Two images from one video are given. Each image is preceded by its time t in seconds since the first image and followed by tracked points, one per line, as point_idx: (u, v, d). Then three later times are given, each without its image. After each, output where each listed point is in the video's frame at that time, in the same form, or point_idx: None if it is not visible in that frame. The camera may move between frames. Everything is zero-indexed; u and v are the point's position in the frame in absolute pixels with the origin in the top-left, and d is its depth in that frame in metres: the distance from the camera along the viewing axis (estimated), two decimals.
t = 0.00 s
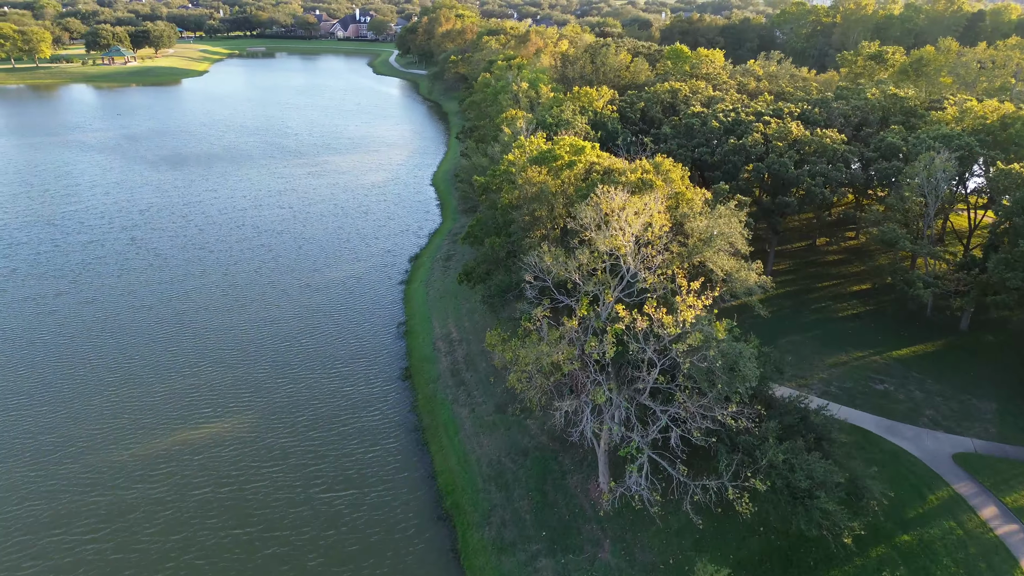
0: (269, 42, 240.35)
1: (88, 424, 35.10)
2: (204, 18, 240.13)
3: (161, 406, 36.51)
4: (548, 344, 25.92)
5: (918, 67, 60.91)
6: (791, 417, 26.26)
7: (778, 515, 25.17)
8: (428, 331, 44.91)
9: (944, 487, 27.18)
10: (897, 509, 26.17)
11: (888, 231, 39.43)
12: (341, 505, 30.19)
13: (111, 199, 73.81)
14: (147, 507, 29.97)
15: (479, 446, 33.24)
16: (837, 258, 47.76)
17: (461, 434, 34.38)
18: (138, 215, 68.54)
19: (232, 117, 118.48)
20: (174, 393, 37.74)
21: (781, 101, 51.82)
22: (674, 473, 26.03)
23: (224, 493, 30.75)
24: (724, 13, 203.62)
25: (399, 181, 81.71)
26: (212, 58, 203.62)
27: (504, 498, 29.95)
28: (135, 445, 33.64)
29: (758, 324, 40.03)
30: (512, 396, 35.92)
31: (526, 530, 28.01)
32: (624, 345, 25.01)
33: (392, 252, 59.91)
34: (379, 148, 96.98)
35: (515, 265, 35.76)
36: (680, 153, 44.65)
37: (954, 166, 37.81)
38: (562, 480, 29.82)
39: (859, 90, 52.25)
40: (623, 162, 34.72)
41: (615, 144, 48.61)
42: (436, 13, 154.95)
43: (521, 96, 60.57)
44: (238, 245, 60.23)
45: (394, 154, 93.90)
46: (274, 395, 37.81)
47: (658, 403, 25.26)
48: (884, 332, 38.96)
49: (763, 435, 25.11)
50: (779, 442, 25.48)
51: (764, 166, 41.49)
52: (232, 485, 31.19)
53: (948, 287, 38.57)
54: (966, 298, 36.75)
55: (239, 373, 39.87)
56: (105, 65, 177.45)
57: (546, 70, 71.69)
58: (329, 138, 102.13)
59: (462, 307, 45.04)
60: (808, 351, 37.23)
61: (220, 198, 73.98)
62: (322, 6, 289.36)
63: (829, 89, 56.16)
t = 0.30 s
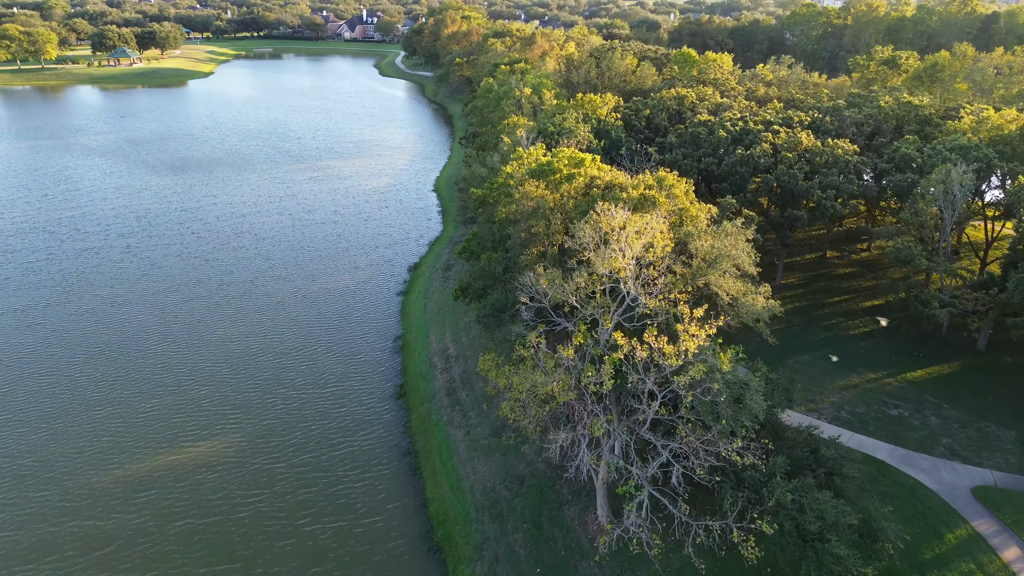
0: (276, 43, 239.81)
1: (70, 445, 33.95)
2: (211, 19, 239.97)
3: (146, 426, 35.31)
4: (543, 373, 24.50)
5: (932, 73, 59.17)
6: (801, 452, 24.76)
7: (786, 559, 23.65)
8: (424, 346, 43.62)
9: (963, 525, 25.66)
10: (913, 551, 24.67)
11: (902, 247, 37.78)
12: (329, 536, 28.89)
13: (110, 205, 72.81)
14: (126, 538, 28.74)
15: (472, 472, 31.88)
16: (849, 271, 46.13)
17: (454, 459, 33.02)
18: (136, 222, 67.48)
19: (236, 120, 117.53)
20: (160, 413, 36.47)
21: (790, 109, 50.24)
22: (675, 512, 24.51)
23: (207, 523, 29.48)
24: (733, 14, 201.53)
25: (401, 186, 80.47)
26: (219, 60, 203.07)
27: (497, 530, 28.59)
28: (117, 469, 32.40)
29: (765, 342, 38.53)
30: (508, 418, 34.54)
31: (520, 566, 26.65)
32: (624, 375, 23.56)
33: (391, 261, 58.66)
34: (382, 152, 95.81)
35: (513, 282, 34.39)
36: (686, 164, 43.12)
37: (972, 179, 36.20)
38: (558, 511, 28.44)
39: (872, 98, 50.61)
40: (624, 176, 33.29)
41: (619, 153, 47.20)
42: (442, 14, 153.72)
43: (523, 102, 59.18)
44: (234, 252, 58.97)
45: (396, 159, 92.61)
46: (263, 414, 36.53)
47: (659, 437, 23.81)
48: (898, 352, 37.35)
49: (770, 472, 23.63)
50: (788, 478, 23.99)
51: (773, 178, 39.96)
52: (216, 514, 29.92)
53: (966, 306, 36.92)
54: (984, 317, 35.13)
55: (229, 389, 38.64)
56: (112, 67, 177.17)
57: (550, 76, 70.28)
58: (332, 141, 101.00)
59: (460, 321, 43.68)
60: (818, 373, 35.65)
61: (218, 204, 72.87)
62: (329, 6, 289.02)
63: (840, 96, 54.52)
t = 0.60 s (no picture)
0: (277, 43, 238.71)
1: (46, 471, 32.60)
2: (213, 19, 239.20)
3: (127, 450, 33.95)
4: (537, 405, 23.04)
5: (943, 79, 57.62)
6: (812, 490, 23.24)
7: None
8: (418, 362, 42.21)
9: (983, 566, 24.18)
10: None
11: (916, 264, 36.19)
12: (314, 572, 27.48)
13: (103, 212, 71.51)
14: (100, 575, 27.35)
15: (465, 501, 30.46)
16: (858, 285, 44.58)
17: (447, 486, 31.60)
18: (128, 229, 66.12)
19: (234, 123, 116.16)
20: (141, 436, 35.03)
21: (797, 116, 48.75)
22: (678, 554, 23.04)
23: (186, 557, 28.08)
24: (737, 15, 199.91)
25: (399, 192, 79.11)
26: (219, 61, 201.96)
27: (490, 566, 27.16)
28: (94, 498, 31.02)
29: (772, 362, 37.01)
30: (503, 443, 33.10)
31: None
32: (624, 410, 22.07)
33: (387, 271, 57.28)
34: (381, 156, 94.48)
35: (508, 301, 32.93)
36: (690, 175, 41.56)
37: (988, 193, 34.65)
38: (555, 546, 26.99)
39: (881, 105, 49.11)
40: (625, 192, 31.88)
41: (620, 163, 45.76)
42: (443, 16, 152.42)
43: (523, 108, 57.77)
44: (227, 260, 57.54)
45: (395, 163, 91.19)
46: (248, 437, 35.11)
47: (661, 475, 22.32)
48: (911, 373, 35.83)
49: (780, 512, 22.18)
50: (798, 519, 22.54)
51: (780, 190, 38.44)
52: (195, 547, 28.52)
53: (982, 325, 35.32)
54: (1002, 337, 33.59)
55: (214, 409, 37.25)
56: (111, 68, 176.01)
57: (551, 80, 68.88)
58: (330, 145, 99.67)
59: (456, 336, 42.25)
60: (828, 396, 34.08)
61: (212, 210, 71.54)
62: (331, 7, 287.94)
63: (848, 103, 53.04)
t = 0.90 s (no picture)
0: (277, 44, 237.54)
1: (24, 497, 31.25)
2: (212, 20, 237.85)
3: (109, 474, 32.61)
4: (536, 439, 21.61)
5: (954, 83, 56.13)
6: (830, 530, 21.76)
7: None
8: (414, 378, 40.80)
9: None
10: None
11: (932, 280, 34.66)
12: None
13: (95, 217, 70.01)
14: None
15: (460, 531, 29.08)
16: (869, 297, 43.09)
17: (442, 514, 30.18)
18: (119, 234, 64.57)
19: (231, 126, 114.73)
20: (124, 459, 33.63)
21: (805, 123, 47.34)
22: None
23: None
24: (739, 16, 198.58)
25: (397, 197, 77.69)
26: (219, 62, 200.72)
27: None
28: (73, 527, 29.68)
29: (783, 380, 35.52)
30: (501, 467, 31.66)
31: None
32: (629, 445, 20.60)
33: (384, 280, 55.87)
34: (380, 160, 93.14)
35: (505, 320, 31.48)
36: (695, 185, 40.09)
37: (1008, 205, 33.16)
38: None
39: (891, 111, 47.66)
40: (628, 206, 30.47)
41: (623, 171, 44.39)
42: (443, 17, 151.16)
43: (523, 114, 56.43)
44: (219, 268, 56.04)
45: (394, 167, 89.74)
46: (236, 459, 33.72)
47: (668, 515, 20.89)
48: (926, 393, 34.34)
49: (795, 555, 20.79)
50: (815, 562, 21.04)
51: (789, 201, 36.97)
52: None
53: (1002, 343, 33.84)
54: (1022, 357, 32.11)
55: (201, 429, 35.89)
56: (109, 69, 174.61)
57: (551, 84, 67.48)
58: (328, 148, 98.34)
59: (452, 351, 40.84)
60: (841, 418, 32.58)
61: (206, 216, 70.13)
62: (331, 7, 286.80)
63: (857, 109, 51.60)
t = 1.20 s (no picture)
0: (276, 44, 235.98)
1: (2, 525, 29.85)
2: (211, 21, 236.55)
3: (92, 500, 31.20)
4: (539, 475, 20.13)
5: (967, 87, 54.66)
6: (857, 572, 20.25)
7: None
8: (411, 395, 39.34)
9: None
10: None
11: (952, 296, 33.18)
12: None
13: (87, 223, 68.53)
14: None
15: (459, 563, 27.61)
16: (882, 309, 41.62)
17: (440, 543, 28.72)
18: (111, 241, 63.06)
19: (227, 129, 113.23)
20: (108, 484, 32.16)
21: (816, 129, 45.88)
22: None
23: None
24: (740, 17, 197.10)
25: (395, 202, 76.26)
26: (217, 63, 199.24)
27: None
28: (51, 558, 28.27)
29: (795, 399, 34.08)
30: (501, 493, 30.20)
31: None
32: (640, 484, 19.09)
33: (381, 289, 54.44)
34: (378, 163, 91.72)
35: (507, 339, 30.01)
36: (703, 194, 38.60)
37: None
38: None
39: (904, 117, 46.23)
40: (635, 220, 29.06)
41: (627, 179, 42.98)
42: (442, 19, 149.81)
43: (524, 120, 55.01)
44: (212, 277, 54.55)
45: (392, 170, 88.23)
46: (224, 483, 32.29)
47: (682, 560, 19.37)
48: (946, 413, 32.87)
49: None
50: None
51: (802, 212, 35.52)
52: None
53: None
54: None
55: (189, 450, 34.44)
56: (105, 70, 172.99)
57: (553, 87, 66.05)
58: (326, 151, 96.94)
59: (450, 366, 39.37)
60: (858, 441, 31.15)
61: (200, 221, 68.69)
62: (330, 7, 285.32)
63: (868, 114, 50.15)
